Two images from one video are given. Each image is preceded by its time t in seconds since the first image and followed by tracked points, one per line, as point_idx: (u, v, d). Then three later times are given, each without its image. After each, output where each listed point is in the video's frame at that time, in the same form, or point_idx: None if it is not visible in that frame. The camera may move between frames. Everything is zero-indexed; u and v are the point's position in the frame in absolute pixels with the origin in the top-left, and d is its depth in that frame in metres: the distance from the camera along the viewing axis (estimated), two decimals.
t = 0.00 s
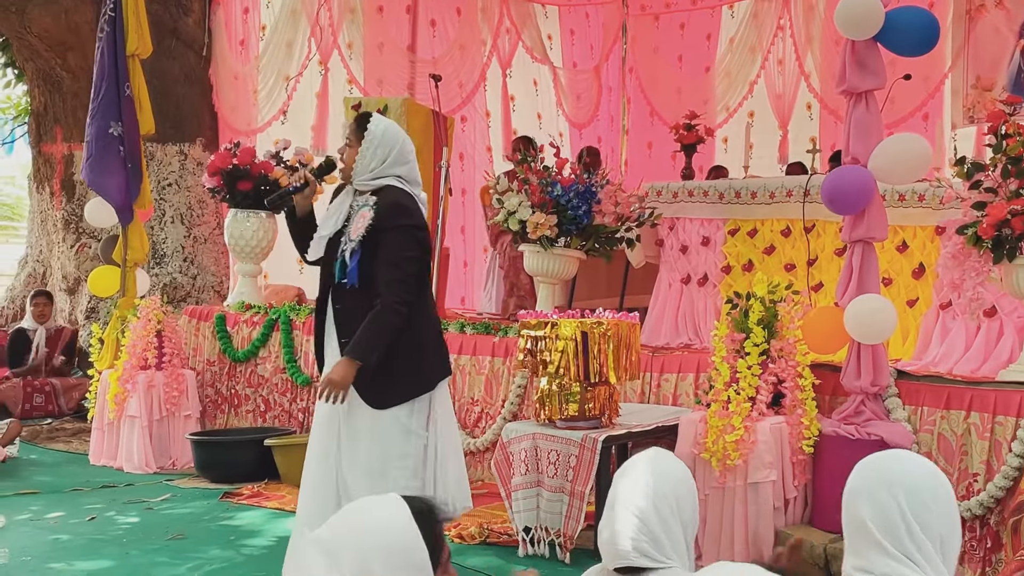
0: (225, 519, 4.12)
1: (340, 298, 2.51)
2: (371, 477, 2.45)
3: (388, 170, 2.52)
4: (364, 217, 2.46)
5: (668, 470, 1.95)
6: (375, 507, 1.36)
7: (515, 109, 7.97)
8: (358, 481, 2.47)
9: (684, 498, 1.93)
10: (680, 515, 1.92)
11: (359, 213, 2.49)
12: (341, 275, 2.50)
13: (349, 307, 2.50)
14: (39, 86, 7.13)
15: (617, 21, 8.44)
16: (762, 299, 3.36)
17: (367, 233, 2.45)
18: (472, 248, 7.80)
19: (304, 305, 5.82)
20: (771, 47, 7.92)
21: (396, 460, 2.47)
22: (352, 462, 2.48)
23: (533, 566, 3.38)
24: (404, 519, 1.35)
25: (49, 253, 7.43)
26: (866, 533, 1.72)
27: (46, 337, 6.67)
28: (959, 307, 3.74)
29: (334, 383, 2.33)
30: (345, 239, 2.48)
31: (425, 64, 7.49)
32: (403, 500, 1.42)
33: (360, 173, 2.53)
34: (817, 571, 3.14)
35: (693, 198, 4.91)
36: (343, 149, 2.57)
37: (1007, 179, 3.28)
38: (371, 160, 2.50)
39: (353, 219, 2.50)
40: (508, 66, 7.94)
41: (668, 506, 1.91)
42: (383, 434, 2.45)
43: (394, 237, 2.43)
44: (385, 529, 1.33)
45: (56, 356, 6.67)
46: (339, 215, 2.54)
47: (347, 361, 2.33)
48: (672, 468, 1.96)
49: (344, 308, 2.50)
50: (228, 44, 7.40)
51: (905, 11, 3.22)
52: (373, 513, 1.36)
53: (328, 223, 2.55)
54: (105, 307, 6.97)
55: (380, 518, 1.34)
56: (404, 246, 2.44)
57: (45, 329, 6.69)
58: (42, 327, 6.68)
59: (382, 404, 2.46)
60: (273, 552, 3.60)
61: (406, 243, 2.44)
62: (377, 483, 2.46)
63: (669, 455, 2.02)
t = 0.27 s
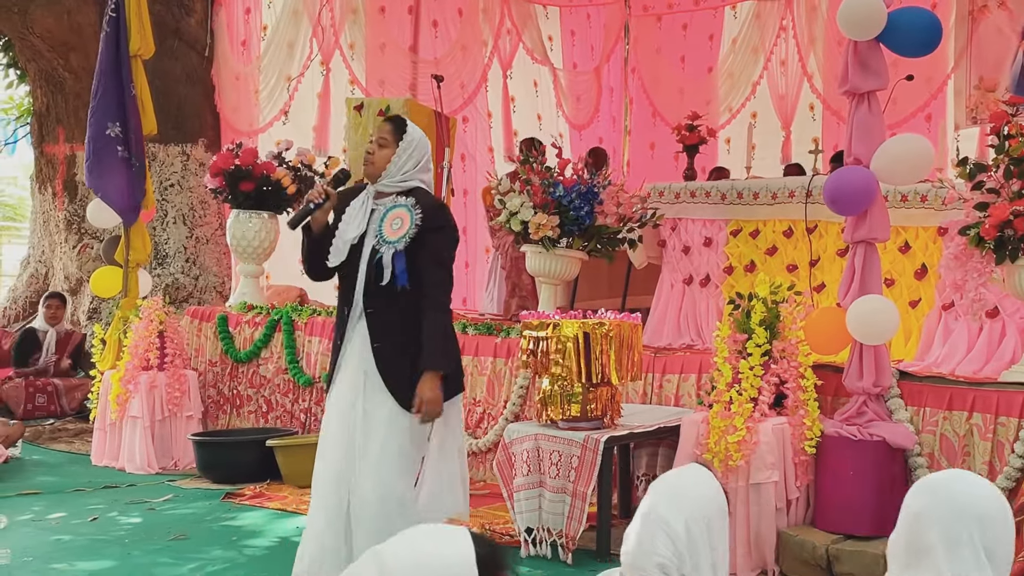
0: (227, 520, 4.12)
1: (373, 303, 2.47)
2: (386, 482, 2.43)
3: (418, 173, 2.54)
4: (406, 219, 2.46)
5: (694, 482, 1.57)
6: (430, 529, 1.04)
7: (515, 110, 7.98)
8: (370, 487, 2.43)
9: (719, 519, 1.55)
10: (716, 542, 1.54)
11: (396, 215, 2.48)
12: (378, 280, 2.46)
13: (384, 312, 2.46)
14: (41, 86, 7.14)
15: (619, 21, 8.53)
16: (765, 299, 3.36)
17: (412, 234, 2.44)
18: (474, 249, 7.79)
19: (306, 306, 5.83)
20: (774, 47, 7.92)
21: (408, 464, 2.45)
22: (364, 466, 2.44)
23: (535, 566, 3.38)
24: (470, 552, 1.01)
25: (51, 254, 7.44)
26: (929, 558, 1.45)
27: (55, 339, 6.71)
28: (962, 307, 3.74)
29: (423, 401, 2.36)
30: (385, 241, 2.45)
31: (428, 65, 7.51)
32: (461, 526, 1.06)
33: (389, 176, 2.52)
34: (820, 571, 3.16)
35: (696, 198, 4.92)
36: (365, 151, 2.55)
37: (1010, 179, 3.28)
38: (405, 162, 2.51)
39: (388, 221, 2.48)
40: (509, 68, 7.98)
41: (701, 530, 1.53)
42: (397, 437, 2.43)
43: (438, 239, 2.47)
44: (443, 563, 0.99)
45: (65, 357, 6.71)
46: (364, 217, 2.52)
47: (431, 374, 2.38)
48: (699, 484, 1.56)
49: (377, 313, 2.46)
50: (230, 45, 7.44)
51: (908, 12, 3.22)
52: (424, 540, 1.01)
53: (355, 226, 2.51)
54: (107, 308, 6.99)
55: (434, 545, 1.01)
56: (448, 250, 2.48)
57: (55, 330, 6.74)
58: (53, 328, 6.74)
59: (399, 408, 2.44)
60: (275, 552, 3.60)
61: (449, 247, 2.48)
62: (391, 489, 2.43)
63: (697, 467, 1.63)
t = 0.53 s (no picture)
0: (228, 520, 4.12)
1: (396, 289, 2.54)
2: (400, 476, 2.52)
3: (435, 163, 2.64)
4: (432, 207, 2.55)
5: (717, 479, 1.25)
6: (440, 532, 0.97)
7: (515, 111, 8.01)
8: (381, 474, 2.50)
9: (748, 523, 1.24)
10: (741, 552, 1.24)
11: (420, 203, 2.57)
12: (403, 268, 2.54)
13: (406, 304, 2.53)
14: (42, 87, 7.14)
15: (620, 23, 8.37)
16: (766, 300, 3.36)
17: (439, 223, 2.54)
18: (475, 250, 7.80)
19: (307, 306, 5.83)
20: (775, 48, 7.92)
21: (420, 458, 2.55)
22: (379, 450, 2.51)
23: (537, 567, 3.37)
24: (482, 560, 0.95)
25: (53, 254, 7.44)
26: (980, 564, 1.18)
27: (60, 339, 6.72)
28: (964, 308, 3.73)
29: (466, 383, 2.48)
30: (410, 229, 2.53)
31: (430, 65, 7.45)
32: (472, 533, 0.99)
33: (408, 164, 2.61)
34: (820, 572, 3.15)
35: (697, 199, 4.92)
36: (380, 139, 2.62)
37: (1011, 179, 3.27)
38: (423, 151, 2.60)
39: (411, 208, 2.56)
40: (509, 69, 7.97)
41: (730, 534, 1.23)
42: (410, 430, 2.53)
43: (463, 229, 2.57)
44: (455, 570, 0.93)
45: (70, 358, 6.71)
46: (383, 204, 2.58)
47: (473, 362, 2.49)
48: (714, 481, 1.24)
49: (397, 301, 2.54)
50: (231, 44, 7.41)
51: (909, 13, 3.22)
52: (434, 545, 0.95)
53: (375, 213, 2.58)
54: (109, 308, 6.99)
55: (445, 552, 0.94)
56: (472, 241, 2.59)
57: (59, 331, 6.74)
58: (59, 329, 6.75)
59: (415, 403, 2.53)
60: (276, 553, 3.60)
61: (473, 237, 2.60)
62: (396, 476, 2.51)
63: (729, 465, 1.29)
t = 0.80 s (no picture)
0: (230, 521, 4.12)
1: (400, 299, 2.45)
2: (408, 487, 2.43)
3: (437, 172, 2.57)
4: (436, 218, 2.48)
5: (740, 496, 1.26)
6: (422, 524, 1.04)
7: (516, 112, 8.00)
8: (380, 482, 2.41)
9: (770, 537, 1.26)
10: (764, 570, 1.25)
11: (424, 214, 2.49)
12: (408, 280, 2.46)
13: (410, 312, 2.45)
14: (44, 88, 7.15)
15: (621, 22, 8.39)
16: (767, 300, 3.38)
17: (444, 233, 2.47)
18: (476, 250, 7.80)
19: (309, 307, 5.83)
20: (777, 48, 7.92)
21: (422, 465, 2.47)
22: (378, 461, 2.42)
23: (538, 568, 3.37)
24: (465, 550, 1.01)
25: (54, 255, 7.45)
26: None
27: (60, 341, 6.74)
28: (965, 308, 3.72)
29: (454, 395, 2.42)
30: (415, 240, 2.45)
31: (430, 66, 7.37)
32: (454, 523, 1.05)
33: (409, 175, 2.53)
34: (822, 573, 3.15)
35: (698, 200, 4.91)
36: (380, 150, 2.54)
37: (1013, 180, 3.27)
38: (425, 160, 2.52)
39: (415, 220, 2.49)
40: (510, 70, 7.96)
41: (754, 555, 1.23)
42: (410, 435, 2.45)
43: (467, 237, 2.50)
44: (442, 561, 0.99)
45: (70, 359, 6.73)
46: (387, 217, 2.50)
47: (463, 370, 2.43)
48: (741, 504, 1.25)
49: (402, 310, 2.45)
50: (232, 45, 7.43)
51: (911, 14, 3.21)
52: (416, 538, 1.01)
53: (379, 226, 2.49)
54: (110, 308, 7.00)
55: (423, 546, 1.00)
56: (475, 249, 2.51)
57: (60, 332, 6.77)
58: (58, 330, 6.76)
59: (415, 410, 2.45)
60: (278, 553, 3.60)
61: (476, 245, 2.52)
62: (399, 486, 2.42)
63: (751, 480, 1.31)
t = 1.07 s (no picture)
0: (233, 521, 4.12)
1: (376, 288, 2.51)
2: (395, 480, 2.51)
3: (424, 162, 2.62)
4: (415, 206, 2.52)
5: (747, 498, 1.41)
6: (391, 505, 1.25)
7: (519, 112, 8.00)
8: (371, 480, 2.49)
9: (776, 538, 1.39)
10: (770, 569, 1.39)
11: (404, 202, 2.54)
12: (382, 265, 2.51)
13: (388, 301, 2.51)
14: (47, 88, 7.16)
15: (624, 22, 8.41)
16: (771, 301, 3.38)
17: (421, 220, 2.51)
18: (478, 251, 7.81)
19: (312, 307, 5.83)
20: (781, 49, 7.92)
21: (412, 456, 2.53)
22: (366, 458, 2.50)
23: (541, 569, 3.37)
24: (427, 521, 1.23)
25: (58, 255, 7.46)
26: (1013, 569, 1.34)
27: (58, 341, 6.74)
28: (970, 309, 3.70)
29: (429, 391, 2.46)
30: (392, 226, 2.50)
31: (434, 65, 7.44)
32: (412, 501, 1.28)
33: (394, 162, 2.59)
34: (826, 573, 3.14)
35: (701, 200, 4.91)
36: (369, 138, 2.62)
37: (1017, 180, 3.27)
38: (410, 149, 2.58)
39: (395, 207, 2.54)
40: (513, 70, 7.98)
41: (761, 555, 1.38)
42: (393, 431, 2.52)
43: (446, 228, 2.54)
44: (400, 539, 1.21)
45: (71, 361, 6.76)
46: (367, 200, 2.56)
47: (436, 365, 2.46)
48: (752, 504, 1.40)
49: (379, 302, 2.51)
50: (235, 45, 7.39)
51: (915, 14, 3.21)
52: (375, 519, 1.23)
53: (359, 209, 2.55)
54: (114, 309, 7.00)
55: (393, 522, 1.22)
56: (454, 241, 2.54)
57: (57, 333, 6.76)
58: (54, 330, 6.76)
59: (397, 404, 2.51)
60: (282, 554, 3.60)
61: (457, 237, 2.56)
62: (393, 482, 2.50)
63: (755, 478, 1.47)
